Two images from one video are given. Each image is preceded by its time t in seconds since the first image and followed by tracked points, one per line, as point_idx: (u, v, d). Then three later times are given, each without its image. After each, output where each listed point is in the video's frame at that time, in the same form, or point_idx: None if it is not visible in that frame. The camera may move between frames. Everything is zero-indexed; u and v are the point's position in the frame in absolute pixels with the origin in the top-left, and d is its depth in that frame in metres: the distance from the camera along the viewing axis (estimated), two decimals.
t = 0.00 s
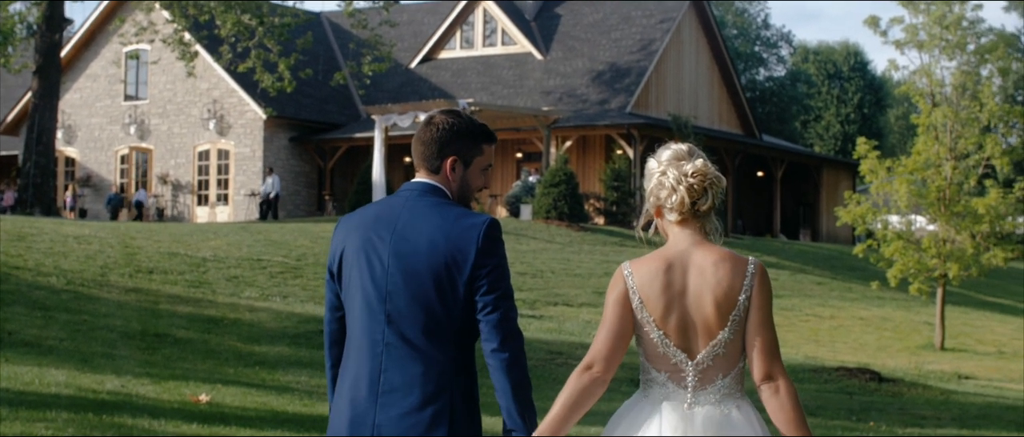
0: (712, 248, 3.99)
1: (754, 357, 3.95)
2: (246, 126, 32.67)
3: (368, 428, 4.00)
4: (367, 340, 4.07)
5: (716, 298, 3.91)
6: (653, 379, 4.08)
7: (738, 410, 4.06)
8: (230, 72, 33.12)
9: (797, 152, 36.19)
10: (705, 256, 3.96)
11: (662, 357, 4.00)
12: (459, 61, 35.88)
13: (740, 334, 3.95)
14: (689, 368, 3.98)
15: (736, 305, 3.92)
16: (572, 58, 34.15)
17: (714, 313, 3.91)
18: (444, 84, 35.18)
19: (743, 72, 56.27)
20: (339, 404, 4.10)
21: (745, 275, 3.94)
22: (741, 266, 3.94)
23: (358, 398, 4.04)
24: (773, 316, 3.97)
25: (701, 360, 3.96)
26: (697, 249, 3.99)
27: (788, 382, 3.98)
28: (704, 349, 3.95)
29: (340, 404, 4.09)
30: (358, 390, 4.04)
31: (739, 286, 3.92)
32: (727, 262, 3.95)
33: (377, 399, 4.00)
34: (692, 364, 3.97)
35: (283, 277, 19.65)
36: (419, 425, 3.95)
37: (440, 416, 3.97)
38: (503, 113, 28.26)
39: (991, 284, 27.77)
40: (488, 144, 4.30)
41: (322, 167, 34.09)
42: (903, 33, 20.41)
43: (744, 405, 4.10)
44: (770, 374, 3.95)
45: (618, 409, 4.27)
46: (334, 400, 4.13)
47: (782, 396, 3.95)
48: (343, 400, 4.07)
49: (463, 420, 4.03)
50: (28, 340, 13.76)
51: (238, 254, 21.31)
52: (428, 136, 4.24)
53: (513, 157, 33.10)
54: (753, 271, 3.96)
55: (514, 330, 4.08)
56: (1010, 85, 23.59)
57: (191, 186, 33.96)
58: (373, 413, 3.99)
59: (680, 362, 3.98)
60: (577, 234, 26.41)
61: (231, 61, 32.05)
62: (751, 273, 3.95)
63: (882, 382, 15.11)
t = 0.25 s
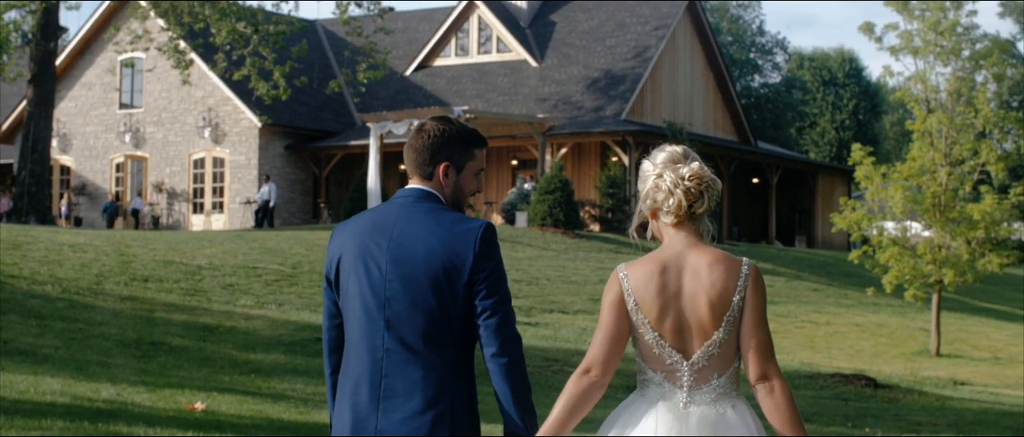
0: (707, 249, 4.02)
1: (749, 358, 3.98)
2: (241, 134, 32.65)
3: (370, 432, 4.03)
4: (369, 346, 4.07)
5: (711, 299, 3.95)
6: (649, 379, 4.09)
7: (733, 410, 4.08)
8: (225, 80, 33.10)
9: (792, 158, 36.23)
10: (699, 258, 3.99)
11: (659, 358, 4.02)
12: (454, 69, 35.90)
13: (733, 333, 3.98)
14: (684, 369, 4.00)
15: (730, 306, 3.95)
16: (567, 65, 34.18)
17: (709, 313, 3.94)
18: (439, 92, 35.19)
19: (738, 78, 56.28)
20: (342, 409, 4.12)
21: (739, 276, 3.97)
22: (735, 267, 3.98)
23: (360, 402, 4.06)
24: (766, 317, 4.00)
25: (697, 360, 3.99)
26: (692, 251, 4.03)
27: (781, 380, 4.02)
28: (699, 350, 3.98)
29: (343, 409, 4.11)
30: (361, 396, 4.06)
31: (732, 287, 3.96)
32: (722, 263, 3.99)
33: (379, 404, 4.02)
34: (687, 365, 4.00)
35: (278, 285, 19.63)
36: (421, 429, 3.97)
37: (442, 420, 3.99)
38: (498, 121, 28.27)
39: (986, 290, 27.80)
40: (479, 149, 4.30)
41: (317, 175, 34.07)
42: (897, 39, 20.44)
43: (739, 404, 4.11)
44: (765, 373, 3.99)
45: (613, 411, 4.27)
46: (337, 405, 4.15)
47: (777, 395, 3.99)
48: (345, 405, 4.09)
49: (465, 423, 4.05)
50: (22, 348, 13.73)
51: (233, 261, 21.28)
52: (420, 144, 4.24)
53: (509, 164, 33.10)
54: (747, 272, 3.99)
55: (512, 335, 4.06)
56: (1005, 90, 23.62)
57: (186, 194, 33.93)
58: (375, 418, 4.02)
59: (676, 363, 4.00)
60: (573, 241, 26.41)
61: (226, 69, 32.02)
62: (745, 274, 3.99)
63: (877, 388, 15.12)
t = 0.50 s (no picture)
0: (702, 250, 4.09)
1: (745, 358, 4.05)
2: (236, 140, 32.62)
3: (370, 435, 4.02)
4: (365, 350, 4.07)
5: (706, 299, 4.00)
6: (646, 379, 4.17)
7: (728, 408, 4.16)
8: (219, 86, 33.08)
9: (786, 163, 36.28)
10: (694, 258, 4.05)
11: (655, 357, 4.08)
12: (448, 74, 35.91)
13: (729, 334, 4.03)
14: (681, 368, 4.07)
15: (724, 305, 4.00)
16: (561, 70, 34.20)
17: (704, 313, 4.00)
18: (433, 97, 35.20)
19: (732, 83, 56.30)
20: (340, 413, 4.12)
21: (733, 277, 4.02)
22: (729, 268, 4.04)
23: (359, 406, 4.06)
24: (761, 318, 4.05)
25: (691, 359, 4.05)
26: (687, 252, 4.09)
27: (777, 379, 4.10)
28: (694, 349, 4.04)
29: (342, 412, 4.10)
30: (359, 399, 4.06)
31: (726, 287, 4.01)
32: (717, 264, 4.04)
33: (378, 406, 4.02)
34: (683, 364, 4.06)
35: (272, 291, 19.60)
36: (421, 431, 3.97)
37: (441, 421, 4.00)
38: (492, 126, 28.28)
39: (981, 294, 27.81)
40: (469, 151, 4.29)
41: (311, 181, 34.04)
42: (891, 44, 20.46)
43: (735, 402, 4.19)
44: (761, 373, 4.06)
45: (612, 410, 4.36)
46: (335, 409, 4.14)
47: (772, 394, 4.07)
48: (345, 408, 4.09)
49: (464, 423, 4.07)
50: (16, 354, 13.70)
51: (227, 267, 21.25)
52: (409, 146, 4.23)
53: (502, 169, 33.08)
54: (742, 273, 4.04)
55: (506, 336, 4.09)
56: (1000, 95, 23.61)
57: (180, 200, 33.89)
58: (375, 421, 4.01)
59: (672, 362, 4.07)
60: (567, 247, 26.42)
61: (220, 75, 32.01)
62: (739, 275, 4.04)
63: (872, 392, 15.13)
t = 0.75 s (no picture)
0: (696, 253, 4.11)
1: (739, 360, 4.06)
2: (227, 144, 32.57)
3: None
4: (359, 352, 4.06)
5: (700, 301, 4.02)
6: (641, 381, 4.18)
7: (723, 410, 4.16)
8: (210, 89, 33.04)
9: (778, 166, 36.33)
10: (689, 261, 4.08)
11: (649, 360, 4.10)
12: (440, 78, 35.91)
13: (724, 334, 4.05)
14: (675, 370, 4.08)
15: (719, 306, 4.02)
16: (552, 74, 34.21)
17: (699, 314, 4.02)
18: (425, 101, 35.19)
19: (724, 87, 56.36)
20: (335, 417, 4.11)
21: (727, 279, 4.04)
22: (723, 270, 4.06)
23: (355, 409, 4.05)
24: (756, 320, 4.08)
25: (687, 361, 4.06)
26: (681, 254, 4.12)
27: (773, 380, 4.12)
28: (688, 350, 4.05)
29: (337, 415, 4.09)
30: (355, 401, 4.05)
31: (720, 288, 4.03)
32: (711, 267, 4.07)
33: (374, 408, 4.01)
34: (677, 366, 4.08)
35: (263, 295, 19.56)
36: (419, 431, 3.98)
37: (438, 420, 4.01)
38: (483, 129, 28.28)
39: (971, 297, 27.85)
40: (454, 152, 4.29)
41: (303, 185, 34.00)
42: (883, 47, 20.48)
43: (730, 405, 4.20)
44: (757, 374, 4.08)
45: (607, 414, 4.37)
46: (330, 413, 4.13)
47: (769, 394, 4.09)
48: (340, 412, 4.08)
49: (460, 422, 4.08)
50: (7, 358, 13.67)
51: (219, 271, 21.22)
52: (395, 149, 4.24)
53: (494, 173, 33.07)
54: (736, 275, 4.07)
55: (499, 332, 4.15)
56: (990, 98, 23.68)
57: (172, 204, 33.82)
58: (372, 423, 4.01)
59: (666, 365, 4.08)
60: (558, 250, 26.41)
61: (211, 79, 31.96)
62: (734, 276, 4.06)
63: (863, 395, 15.14)
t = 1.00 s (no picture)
0: (694, 255, 4.17)
1: (738, 360, 4.12)
2: (218, 145, 32.53)
3: None
4: (354, 352, 4.06)
5: (699, 302, 4.08)
6: (639, 382, 4.21)
7: (721, 411, 4.18)
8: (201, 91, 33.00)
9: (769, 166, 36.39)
10: (686, 263, 4.14)
11: (649, 361, 4.14)
12: (431, 79, 35.90)
13: (723, 334, 4.10)
14: (674, 372, 4.12)
15: (717, 307, 4.08)
16: (543, 74, 34.21)
17: (697, 315, 4.07)
18: (416, 102, 35.18)
19: (715, 87, 56.41)
20: (331, 419, 4.09)
21: (724, 280, 4.10)
22: (721, 272, 4.11)
23: (352, 410, 4.03)
24: (754, 320, 4.15)
25: (685, 363, 4.10)
26: (678, 257, 4.17)
27: (771, 381, 4.18)
28: (687, 352, 4.09)
29: (333, 417, 4.08)
30: (352, 402, 4.03)
31: (719, 289, 4.09)
32: (708, 269, 4.13)
33: (371, 408, 4.01)
34: (677, 368, 4.11)
35: (255, 296, 19.53)
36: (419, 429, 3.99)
37: (434, 418, 4.02)
38: (473, 130, 28.28)
39: (962, 297, 27.93)
40: (439, 150, 4.30)
41: (294, 186, 33.95)
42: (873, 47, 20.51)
43: (728, 406, 4.22)
44: (756, 374, 4.14)
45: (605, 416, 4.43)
46: (326, 414, 4.12)
47: (768, 393, 4.15)
48: (336, 414, 4.07)
49: (456, 420, 4.09)
50: None
51: (210, 272, 21.19)
52: (381, 150, 4.24)
53: (485, 173, 33.07)
54: (734, 276, 4.12)
55: (491, 326, 4.18)
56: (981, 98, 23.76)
57: (163, 205, 33.75)
58: (371, 423, 4.00)
59: (665, 367, 4.12)
60: (550, 250, 26.42)
61: (202, 80, 31.91)
62: (732, 277, 4.12)
63: (854, 395, 15.19)
